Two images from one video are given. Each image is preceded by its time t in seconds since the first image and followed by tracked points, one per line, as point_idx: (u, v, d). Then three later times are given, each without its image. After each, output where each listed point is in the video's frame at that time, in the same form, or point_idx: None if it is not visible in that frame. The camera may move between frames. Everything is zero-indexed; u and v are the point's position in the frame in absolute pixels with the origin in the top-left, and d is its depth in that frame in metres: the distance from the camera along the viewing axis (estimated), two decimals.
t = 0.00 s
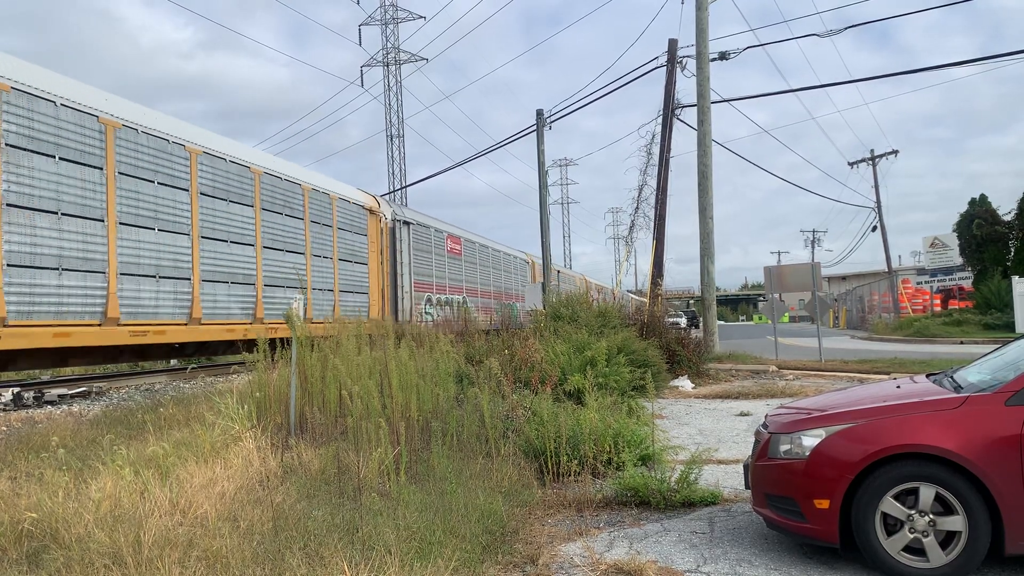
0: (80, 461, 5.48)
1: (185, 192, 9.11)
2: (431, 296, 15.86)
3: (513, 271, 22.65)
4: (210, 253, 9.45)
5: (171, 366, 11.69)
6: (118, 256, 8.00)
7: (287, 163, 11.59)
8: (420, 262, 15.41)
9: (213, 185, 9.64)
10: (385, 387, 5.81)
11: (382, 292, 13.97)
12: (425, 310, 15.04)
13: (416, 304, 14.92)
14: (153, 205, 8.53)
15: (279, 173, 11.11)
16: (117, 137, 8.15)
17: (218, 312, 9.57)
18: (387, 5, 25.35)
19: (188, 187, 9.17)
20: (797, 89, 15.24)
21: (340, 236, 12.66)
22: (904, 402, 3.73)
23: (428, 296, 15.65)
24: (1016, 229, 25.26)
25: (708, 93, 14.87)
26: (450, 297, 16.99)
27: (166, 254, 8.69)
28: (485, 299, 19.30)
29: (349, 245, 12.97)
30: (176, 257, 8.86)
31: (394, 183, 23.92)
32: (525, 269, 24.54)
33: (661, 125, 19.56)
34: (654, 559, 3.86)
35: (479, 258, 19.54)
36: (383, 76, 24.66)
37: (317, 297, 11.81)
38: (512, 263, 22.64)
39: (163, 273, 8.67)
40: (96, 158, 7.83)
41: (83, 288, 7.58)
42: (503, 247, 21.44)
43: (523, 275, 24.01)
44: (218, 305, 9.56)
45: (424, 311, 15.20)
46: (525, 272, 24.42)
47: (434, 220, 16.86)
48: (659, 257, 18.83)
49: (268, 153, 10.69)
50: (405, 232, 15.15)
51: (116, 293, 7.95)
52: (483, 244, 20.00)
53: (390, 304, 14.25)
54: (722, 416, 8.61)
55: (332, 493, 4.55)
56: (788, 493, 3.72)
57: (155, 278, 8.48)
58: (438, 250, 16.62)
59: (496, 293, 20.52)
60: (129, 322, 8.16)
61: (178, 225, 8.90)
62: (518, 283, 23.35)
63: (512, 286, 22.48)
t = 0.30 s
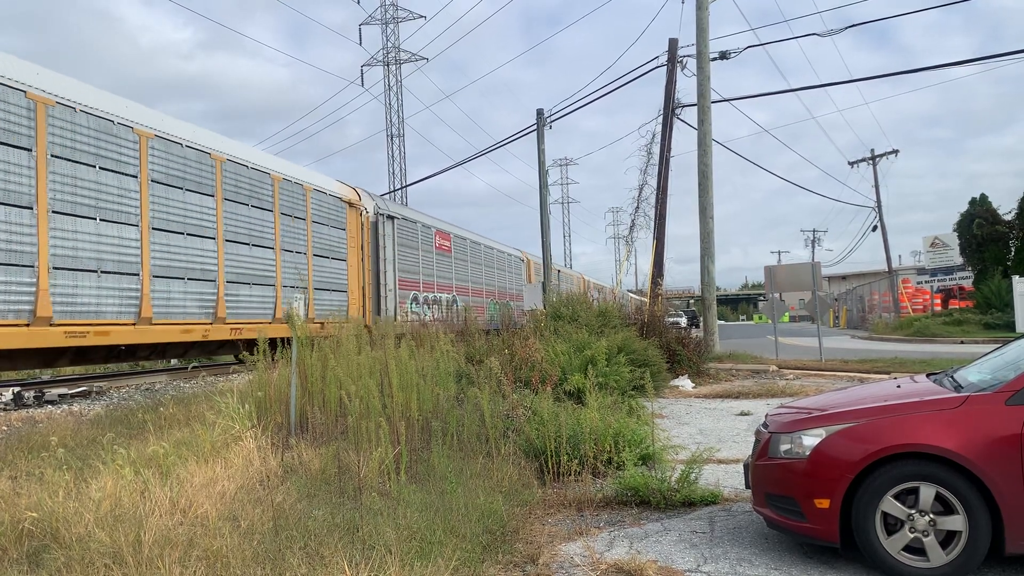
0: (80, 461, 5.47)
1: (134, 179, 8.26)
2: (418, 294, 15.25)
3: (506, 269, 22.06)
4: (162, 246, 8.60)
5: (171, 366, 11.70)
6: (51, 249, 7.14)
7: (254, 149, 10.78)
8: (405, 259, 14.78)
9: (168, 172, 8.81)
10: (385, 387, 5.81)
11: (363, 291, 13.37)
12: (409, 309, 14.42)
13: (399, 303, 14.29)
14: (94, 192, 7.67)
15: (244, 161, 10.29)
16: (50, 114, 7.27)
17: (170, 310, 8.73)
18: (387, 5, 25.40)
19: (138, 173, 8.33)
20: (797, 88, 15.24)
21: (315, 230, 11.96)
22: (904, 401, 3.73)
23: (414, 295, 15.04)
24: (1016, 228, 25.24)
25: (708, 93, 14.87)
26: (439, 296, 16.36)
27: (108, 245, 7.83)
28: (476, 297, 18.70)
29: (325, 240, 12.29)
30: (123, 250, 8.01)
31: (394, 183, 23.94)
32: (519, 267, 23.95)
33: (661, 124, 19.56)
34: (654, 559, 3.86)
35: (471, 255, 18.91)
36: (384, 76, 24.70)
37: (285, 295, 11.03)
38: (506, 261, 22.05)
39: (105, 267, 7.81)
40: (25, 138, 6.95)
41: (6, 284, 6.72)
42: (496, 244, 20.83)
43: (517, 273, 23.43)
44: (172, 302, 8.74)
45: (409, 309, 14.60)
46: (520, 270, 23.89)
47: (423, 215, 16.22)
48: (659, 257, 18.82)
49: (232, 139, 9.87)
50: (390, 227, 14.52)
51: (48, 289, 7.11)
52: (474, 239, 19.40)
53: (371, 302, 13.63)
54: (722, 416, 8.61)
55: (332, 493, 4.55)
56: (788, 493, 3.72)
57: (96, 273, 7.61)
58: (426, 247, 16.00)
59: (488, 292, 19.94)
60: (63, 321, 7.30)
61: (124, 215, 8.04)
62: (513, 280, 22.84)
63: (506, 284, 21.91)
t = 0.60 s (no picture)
0: (80, 461, 5.48)
1: (72, 164, 7.53)
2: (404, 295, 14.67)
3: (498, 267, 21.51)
4: (105, 238, 7.86)
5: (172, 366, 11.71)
6: None
7: (215, 135, 10.00)
8: (390, 258, 14.17)
9: (112, 158, 8.04)
10: (385, 387, 5.82)
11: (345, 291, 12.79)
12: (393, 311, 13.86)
13: (384, 304, 13.68)
14: (21, 177, 6.92)
15: (201, 147, 9.51)
16: None
17: (116, 311, 8.00)
18: (387, 5, 25.47)
19: (74, 157, 7.57)
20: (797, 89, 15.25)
21: (286, 223, 11.22)
22: (904, 402, 3.73)
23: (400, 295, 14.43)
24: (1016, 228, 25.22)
25: (708, 93, 14.87)
26: (426, 295, 15.77)
27: (38, 237, 7.08)
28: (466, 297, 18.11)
29: (299, 235, 11.57)
30: (56, 243, 7.28)
31: (394, 183, 24.06)
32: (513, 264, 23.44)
33: (661, 125, 19.57)
34: (654, 559, 3.86)
35: (460, 252, 18.31)
36: (384, 76, 24.75)
37: (252, 294, 10.29)
38: (497, 259, 21.47)
39: (34, 262, 7.05)
40: None
41: None
42: (487, 241, 20.25)
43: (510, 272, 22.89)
44: (116, 301, 8.00)
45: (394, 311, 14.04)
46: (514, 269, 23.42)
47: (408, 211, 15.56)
48: (659, 257, 18.83)
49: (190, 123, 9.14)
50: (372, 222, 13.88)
51: None
52: (463, 236, 18.80)
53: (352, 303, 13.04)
54: (721, 416, 8.61)
55: (332, 493, 4.56)
56: (788, 493, 3.72)
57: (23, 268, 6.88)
58: (412, 245, 15.39)
59: (479, 291, 19.38)
60: None
61: (57, 204, 7.29)
62: (506, 279, 22.38)
63: (499, 284, 21.38)
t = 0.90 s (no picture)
0: (80, 461, 5.47)
1: None
2: (387, 292, 14.34)
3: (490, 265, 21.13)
4: (34, 227, 7.25)
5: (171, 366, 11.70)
6: None
7: (172, 119, 9.49)
8: (371, 254, 13.78)
9: (48, 139, 7.47)
10: (385, 387, 5.82)
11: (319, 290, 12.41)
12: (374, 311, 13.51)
13: (364, 302, 13.36)
14: None
15: (154, 131, 8.98)
16: None
17: (47, 310, 7.42)
18: (387, 5, 25.52)
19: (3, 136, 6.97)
20: (797, 89, 15.24)
21: (250, 215, 10.74)
22: (903, 402, 3.73)
23: (382, 292, 14.11)
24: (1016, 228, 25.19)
25: (707, 93, 14.87)
26: (411, 293, 15.40)
27: None
28: (455, 295, 17.73)
29: (265, 227, 11.10)
30: None
31: (393, 183, 24.33)
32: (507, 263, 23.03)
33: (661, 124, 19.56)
34: (654, 559, 3.86)
35: (448, 249, 17.93)
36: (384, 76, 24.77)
37: (210, 290, 9.78)
38: (489, 256, 21.08)
39: None
40: None
41: None
42: (478, 238, 19.86)
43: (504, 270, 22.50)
44: (48, 297, 7.41)
45: (375, 312, 13.69)
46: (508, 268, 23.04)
47: (391, 205, 15.19)
48: (659, 257, 18.82)
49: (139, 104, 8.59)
50: (351, 217, 13.48)
51: None
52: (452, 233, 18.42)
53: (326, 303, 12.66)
54: (721, 416, 8.60)
55: (332, 493, 4.56)
56: (788, 493, 3.72)
57: None
58: (395, 241, 15.01)
59: (469, 289, 18.99)
60: None
61: None
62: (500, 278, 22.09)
63: (491, 282, 20.99)
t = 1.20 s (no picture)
0: (80, 461, 5.47)
1: None
2: (367, 292, 14.29)
3: (481, 263, 20.95)
4: None
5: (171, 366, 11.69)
6: None
7: (120, 101, 9.12)
8: (348, 249, 13.62)
9: None
10: (385, 387, 5.82)
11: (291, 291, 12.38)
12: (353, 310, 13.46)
13: (341, 302, 13.31)
14: None
15: (97, 112, 8.60)
16: None
17: None
18: (387, 5, 25.55)
19: None
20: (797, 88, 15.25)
21: (207, 204, 10.41)
22: (903, 401, 3.73)
23: (361, 291, 14.07)
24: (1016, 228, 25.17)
25: (708, 93, 14.86)
26: (392, 290, 15.26)
27: None
28: (442, 292, 17.56)
29: (225, 218, 10.79)
30: None
31: (394, 183, 24.48)
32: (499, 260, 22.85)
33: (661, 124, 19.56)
34: (654, 559, 3.86)
35: (435, 245, 17.77)
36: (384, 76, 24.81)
37: (161, 287, 9.47)
38: (479, 253, 20.91)
39: None
40: None
41: None
42: (468, 233, 19.69)
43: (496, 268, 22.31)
44: None
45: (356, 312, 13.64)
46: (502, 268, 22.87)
47: (371, 199, 15.01)
48: (659, 257, 18.81)
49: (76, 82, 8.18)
50: (328, 210, 13.29)
51: None
52: (440, 230, 18.28)
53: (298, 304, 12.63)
54: (722, 416, 8.60)
55: (331, 493, 4.56)
56: (788, 493, 3.72)
57: None
58: (375, 237, 14.86)
59: (458, 286, 18.82)
60: None
61: None
62: (494, 276, 21.95)
63: (482, 280, 20.82)
